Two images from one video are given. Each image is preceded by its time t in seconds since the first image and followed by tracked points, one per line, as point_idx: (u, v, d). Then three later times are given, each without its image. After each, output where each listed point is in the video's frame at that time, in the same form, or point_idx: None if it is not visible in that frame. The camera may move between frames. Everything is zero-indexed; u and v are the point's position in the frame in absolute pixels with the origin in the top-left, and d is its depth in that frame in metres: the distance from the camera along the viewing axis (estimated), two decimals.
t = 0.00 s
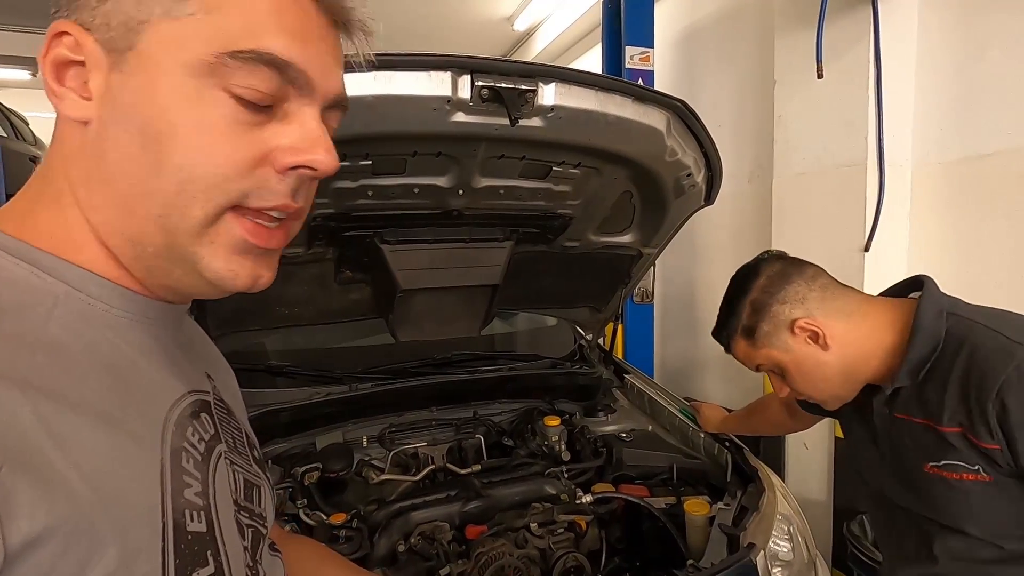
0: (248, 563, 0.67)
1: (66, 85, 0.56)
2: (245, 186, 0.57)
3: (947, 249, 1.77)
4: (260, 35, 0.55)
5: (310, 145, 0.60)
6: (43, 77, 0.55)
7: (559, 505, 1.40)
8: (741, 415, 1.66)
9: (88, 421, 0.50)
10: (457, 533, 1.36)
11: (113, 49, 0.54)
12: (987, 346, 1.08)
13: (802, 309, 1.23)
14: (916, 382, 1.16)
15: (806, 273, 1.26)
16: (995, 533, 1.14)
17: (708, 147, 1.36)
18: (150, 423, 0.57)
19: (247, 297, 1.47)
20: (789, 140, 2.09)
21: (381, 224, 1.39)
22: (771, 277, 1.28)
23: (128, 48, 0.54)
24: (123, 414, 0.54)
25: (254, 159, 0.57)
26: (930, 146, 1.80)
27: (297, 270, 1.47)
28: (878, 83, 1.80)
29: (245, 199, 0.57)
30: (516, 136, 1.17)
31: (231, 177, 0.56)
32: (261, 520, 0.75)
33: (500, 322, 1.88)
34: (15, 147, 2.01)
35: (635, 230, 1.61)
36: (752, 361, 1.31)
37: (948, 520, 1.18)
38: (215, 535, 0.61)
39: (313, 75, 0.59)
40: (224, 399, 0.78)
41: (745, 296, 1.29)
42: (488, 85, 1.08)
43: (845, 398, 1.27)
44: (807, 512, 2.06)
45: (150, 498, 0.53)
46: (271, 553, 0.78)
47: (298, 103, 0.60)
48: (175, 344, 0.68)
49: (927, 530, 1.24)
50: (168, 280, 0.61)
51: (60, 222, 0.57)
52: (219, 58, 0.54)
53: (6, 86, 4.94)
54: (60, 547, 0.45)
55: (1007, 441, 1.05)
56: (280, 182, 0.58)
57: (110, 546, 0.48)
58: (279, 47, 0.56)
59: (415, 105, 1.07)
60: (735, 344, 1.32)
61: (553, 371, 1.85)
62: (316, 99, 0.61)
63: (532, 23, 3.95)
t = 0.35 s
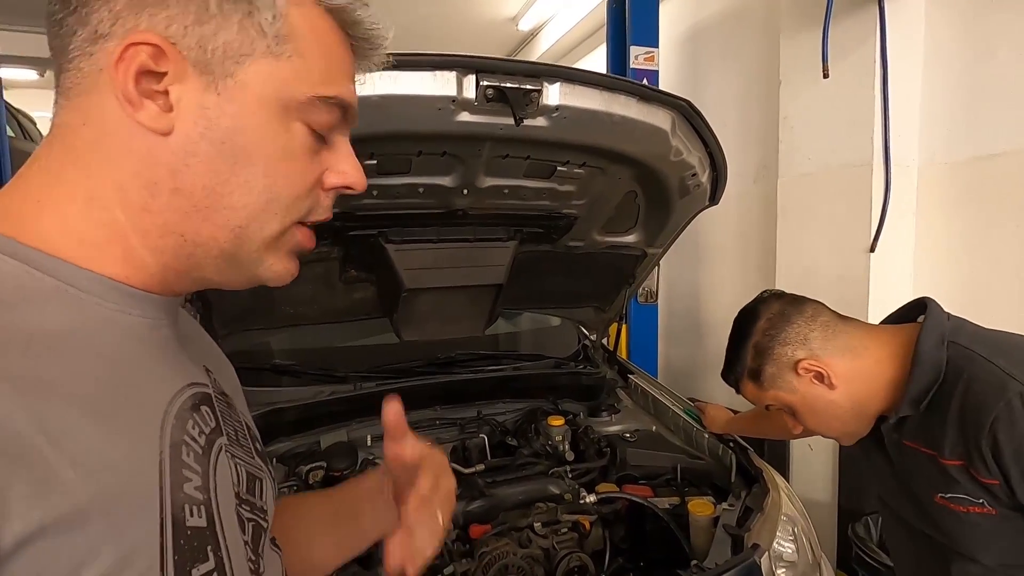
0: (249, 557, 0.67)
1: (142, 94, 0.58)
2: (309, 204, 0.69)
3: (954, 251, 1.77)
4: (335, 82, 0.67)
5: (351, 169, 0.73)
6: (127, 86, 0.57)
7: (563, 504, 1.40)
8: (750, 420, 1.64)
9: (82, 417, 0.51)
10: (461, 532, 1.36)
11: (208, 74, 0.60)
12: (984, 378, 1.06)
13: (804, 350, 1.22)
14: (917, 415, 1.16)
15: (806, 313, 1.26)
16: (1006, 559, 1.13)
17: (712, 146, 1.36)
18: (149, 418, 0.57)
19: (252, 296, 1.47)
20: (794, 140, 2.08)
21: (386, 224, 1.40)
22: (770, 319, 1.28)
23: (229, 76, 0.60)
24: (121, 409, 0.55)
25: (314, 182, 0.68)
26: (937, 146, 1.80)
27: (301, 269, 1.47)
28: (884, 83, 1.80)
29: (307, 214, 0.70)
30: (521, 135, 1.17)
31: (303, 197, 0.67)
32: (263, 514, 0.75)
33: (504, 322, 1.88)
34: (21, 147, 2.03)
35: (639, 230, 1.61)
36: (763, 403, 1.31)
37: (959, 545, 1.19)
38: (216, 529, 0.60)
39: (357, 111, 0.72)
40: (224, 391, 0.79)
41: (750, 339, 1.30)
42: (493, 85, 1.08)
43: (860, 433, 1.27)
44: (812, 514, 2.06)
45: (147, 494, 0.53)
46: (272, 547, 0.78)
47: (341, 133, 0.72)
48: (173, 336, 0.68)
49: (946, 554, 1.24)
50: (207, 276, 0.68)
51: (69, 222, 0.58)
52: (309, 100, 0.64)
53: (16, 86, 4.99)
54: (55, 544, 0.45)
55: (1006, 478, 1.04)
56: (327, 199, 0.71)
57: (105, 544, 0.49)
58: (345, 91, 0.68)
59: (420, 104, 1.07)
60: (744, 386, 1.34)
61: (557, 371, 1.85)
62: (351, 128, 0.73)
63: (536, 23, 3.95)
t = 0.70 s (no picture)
0: (249, 542, 0.69)
1: (247, 118, 0.64)
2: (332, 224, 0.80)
3: (954, 249, 1.77)
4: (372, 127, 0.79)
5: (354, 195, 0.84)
6: (240, 112, 0.63)
7: (561, 500, 1.42)
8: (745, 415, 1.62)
9: (90, 408, 0.54)
10: (461, 527, 1.38)
11: (300, 110, 0.68)
12: (993, 310, 1.07)
13: (831, 243, 1.21)
14: (920, 347, 1.15)
15: (844, 222, 1.25)
16: (998, 507, 1.09)
17: (710, 145, 1.37)
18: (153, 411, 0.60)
19: (255, 293, 1.49)
20: (794, 139, 2.09)
21: (387, 222, 1.41)
22: (807, 212, 1.25)
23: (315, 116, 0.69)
24: (124, 401, 0.57)
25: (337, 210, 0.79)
26: (936, 145, 1.81)
27: (304, 267, 1.49)
28: (883, 83, 1.81)
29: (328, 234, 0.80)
30: (519, 134, 1.19)
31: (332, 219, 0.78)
32: (263, 500, 0.78)
33: (505, 320, 1.90)
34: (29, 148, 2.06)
35: (639, 228, 1.62)
36: (759, 283, 1.25)
37: (949, 493, 1.14)
38: (217, 517, 0.63)
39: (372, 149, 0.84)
40: (221, 379, 0.80)
41: (778, 219, 1.26)
42: (492, 84, 1.10)
43: (836, 348, 1.24)
44: (813, 512, 2.06)
45: (150, 483, 0.57)
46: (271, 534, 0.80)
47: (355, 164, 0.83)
48: (180, 325, 0.70)
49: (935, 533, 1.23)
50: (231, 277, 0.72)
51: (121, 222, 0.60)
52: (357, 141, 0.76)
53: (23, 86, 5.03)
54: (63, 530, 0.50)
55: (1012, 398, 1.02)
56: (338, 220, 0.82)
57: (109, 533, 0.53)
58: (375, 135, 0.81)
59: (420, 103, 1.08)
60: (750, 262, 1.26)
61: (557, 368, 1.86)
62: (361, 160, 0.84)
63: (538, 24, 3.97)
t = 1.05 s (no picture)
0: (240, 549, 0.69)
1: (44, 87, 0.60)
2: (162, 169, 0.53)
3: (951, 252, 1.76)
4: (176, 4, 0.55)
5: (230, 121, 0.55)
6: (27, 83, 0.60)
7: (556, 505, 1.41)
8: (736, 416, 1.61)
9: (86, 402, 0.51)
10: (454, 533, 1.37)
11: (63, 44, 0.57)
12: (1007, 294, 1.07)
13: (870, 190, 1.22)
14: (921, 317, 1.15)
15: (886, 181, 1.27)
16: (953, 478, 1.10)
17: (704, 149, 1.37)
18: (149, 408, 0.59)
19: (249, 298, 1.49)
20: (791, 141, 2.08)
21: (380, 226, 1.41)
22: (855, 157, 1.26)
23: (71, 40, 0.56)
24: (122, 395, 0.56)
25: (173, 138, 0.53)
26: (933, 147, 1.80)
27: (297, 271, 1.48)
28: (879, 85, 1.80)
29: (165, 184, 0.53)
30: (511, 138, 1.19)
31: (145, 160, 0.53)
32: (255, 509, 0.77)
33: (502, 324, 1.89)
34: (26, 153, 2.07)
35: (634, 232, 1.61)
36: (785, 207, 1.25)
37: (913, 456, 1.14)
38: (210, 520, 0.63)
39: (232, 39, 0.56)
40: (218, 390, 0.80)
41: (828, 151, 1.27)
42: (482, 89, 1.10)
43: (836, 291, 1.25)
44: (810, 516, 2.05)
45: (146, 478, 0.54)
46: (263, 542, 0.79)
47: (225, 79, 0.57)
48: (171, 336, 0.70)
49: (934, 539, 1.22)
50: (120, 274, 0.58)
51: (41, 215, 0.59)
52: (125, 28, 0.54)
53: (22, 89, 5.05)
54: (60, 522, 0.47)
55: (1014, 372, 1.02)
56: (204, 167, 0.54)
57: (108, 523, 0.50)
58: (190, 12, 0.55)
59: (410, 107, 1.08)
60: (785, 183, 1.26)
61: (553, 373, 1.85)
62: (245, 74, 0.58)
63: (535, 28, 3.98)
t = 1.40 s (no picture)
0: (250, 552, 0.69)
1: (55, 92, 0.59)
2: (194, 179, 0.54)
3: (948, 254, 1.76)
4: (198, 14, 0.55)
5: (257, 130, 0.57)
6: (39, 89, 0.59)
7: (555, 507, 1.41)
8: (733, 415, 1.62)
9: (101, 405, 0.52)
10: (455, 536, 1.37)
11: (79, 52, 0.57)
12: (992, 306, 1.07)
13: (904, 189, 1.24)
14: (908, 322, 1.14)
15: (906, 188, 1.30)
16: (921, 477, 1.10)
17: (700, 153, 1.38)
18: (161, 413, 0.59)
19: (249, 302, 1.50)
20: (788, 145, 2.09)
21: (379, 231, 1.42)
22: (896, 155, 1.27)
23: (89, 49, 0.56)
24: (136, 401, 0.56)
25: (201, 149, 0.55)
26: (931, 150, 1.80)
27: (297, 275, 1.49)
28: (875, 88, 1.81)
29: (197, 194, 0.55)
30: (509, 142, 1.19)
31: (178, 169, 0.54)
32: (265, 512, 0.77)
33: (502, 327, 1.89)
34: (27, 158, 2.09)
35: (632, 235, 1.62)
36: (832, 174, 1.21)
37: (886, 450, 1.15)
38: (220, 522, 0.63)
39: (257, 53, 0.57)
40: (229, 393, 0.81)
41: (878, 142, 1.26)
42: (480, 93, 1.11)
43: (852, 272, 1.20)
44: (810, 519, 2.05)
45: (159, 482, 0.55)
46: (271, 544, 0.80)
47: (249, 88, 0.58)
48: (184, 340, 0.70)
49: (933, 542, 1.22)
50: (144, 280, 0.59)
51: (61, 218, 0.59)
52: (152, 41, 0.54)
53: (22, 94, 5.09)
54: (78, 524, 0.47)
55: (992, 385, 1.01)
56: (232, 174, 0.56)
57: (122, 526, 0.50)
58: (216, 23, 0.56)
59: (408, 112, 1.09)
60: (839, 154, 1.22)
61: (553, 376, 1.85)
62: (268, 84, 0.59)
63: (534, 33, 4.01)
